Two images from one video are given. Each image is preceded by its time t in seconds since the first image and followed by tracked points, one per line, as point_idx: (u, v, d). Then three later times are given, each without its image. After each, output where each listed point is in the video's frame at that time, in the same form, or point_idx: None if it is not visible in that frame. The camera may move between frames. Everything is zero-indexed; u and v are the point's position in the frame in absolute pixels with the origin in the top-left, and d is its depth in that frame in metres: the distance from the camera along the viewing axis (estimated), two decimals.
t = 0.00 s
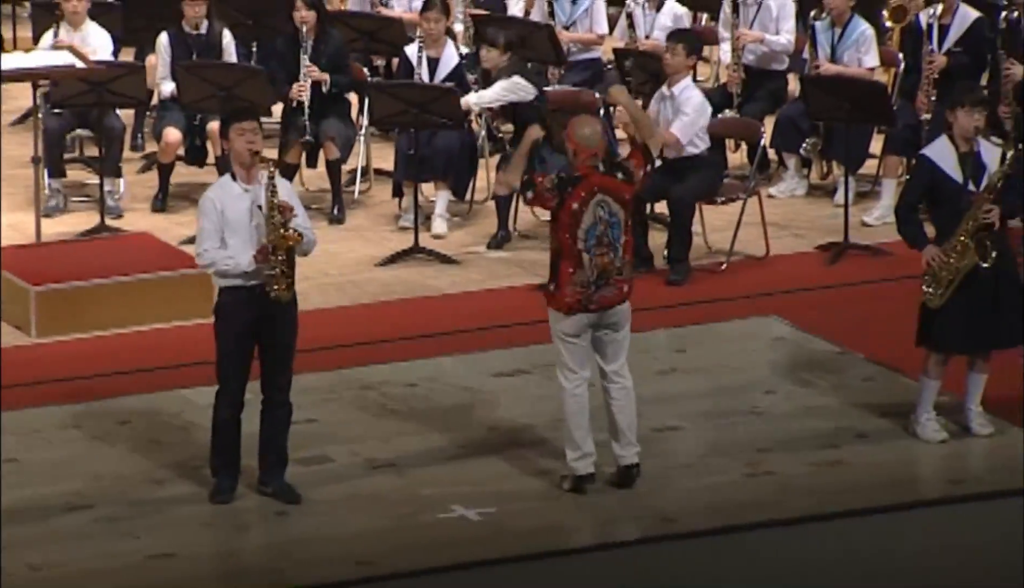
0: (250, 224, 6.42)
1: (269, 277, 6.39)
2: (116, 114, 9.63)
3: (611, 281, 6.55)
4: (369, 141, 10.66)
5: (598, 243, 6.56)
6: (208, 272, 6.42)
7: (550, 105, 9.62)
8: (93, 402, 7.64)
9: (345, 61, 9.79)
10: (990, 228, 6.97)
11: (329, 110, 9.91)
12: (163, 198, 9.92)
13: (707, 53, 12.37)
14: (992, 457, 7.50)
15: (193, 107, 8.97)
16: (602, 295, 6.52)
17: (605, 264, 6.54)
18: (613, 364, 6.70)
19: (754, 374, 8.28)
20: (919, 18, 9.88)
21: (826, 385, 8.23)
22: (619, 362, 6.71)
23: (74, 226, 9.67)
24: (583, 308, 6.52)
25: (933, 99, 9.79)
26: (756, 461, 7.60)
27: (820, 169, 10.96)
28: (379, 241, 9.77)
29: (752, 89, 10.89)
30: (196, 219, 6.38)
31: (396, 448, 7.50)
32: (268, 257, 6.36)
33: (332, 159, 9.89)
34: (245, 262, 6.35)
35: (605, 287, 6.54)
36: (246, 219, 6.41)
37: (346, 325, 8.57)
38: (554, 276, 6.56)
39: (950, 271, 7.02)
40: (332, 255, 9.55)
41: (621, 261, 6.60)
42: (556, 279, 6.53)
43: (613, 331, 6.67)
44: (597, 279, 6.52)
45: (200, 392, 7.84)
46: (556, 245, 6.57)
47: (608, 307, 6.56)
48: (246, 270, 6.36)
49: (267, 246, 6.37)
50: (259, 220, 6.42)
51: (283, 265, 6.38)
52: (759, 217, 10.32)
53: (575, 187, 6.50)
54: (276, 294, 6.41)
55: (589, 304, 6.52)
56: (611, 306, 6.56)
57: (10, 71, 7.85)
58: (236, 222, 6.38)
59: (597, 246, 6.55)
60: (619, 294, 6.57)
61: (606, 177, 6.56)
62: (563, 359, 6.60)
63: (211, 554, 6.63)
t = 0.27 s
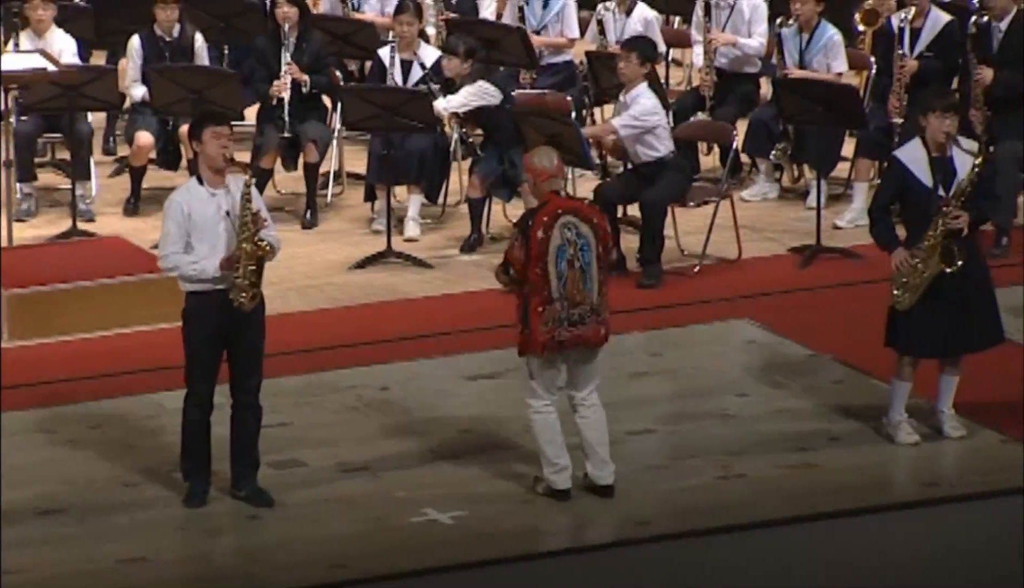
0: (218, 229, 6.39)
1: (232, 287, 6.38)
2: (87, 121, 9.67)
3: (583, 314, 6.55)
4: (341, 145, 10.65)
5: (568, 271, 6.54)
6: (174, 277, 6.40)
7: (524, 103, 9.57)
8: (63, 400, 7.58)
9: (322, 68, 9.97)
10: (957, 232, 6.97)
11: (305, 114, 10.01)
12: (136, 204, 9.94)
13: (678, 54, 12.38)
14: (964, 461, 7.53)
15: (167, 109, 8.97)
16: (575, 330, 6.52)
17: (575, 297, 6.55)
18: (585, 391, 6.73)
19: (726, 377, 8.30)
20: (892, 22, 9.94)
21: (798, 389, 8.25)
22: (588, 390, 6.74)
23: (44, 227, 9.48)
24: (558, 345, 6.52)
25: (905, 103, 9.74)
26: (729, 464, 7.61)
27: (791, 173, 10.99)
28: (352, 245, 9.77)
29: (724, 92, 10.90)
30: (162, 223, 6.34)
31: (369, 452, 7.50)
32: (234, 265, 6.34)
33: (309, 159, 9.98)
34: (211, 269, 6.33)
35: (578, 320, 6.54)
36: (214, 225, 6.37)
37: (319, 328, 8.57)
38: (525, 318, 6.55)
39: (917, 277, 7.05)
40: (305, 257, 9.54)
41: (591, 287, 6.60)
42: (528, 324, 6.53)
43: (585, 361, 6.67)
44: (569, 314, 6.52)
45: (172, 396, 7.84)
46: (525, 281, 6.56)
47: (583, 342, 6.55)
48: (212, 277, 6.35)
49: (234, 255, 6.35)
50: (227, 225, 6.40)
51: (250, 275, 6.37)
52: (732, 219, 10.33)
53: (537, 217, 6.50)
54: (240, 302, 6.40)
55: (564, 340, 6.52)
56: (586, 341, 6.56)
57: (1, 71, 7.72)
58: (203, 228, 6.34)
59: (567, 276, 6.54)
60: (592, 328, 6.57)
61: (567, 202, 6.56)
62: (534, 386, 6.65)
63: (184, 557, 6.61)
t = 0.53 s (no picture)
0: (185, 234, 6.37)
1: (200, 292, 6.38)
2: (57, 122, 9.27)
3: (556, 308, 6.57)
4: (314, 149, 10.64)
5: (542, 263, 6.55)
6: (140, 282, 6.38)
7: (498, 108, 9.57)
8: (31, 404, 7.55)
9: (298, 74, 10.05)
10: (925, 239, 6.98)
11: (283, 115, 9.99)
12: (108, 204, 9.75)
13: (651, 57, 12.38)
14: (936, 464, 7.54)
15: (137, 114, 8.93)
16: (549, 323, 6.54)
17: (548, 289, 6.57)
18: (558, 387, 6.71)
19: (699, 380, 8.31)
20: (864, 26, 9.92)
21: (770, 391, 8.26)
22: (562, 385, 6.71)
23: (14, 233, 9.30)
24: (533, 339, 6.52)
25: (877, 106, 9.77)
26: (702, 468, 7.62)
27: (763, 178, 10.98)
28: (325, 249, 9.77)
29: (697, 96, 10.91)
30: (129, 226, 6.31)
31: (341, 456, 7.50)
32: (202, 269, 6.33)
33: (290, 163, 10.00)
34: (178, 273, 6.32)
35: (551, 314, 6.56)
36: (181, 229, 6.35)
37: (291, 332, 8.56)
38: (498, 311, 6.57)
39: (886, 281, 7.06)
40: (278, 261, 9.53)
41: (562, 281, 6.62)
42: (502, 316, 6.55)
43: (559, 356, 6.66)
44: (542, 306, 6.55)
45: (143, 401, 7.82)
46: (499, 273, 6.57)
47: (556, 336, 6.56)
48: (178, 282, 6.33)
49: (201, 260, 6.34)
50: (194, 230, 6.38)
51: (217, 280, 6.37)
52: (705, 223, 10.34)
53: (512, 207, 6.51)
54: (206, 308, 6.40)
55: (538, 333, 6.52)
56: (560, 335, 6.57)
57: None
58: (171, 233, 6.32)
59: (540, 267, 6.55)
60: (565, 321, 6.59)
61: (542, 192, 6.57)
62: (510, 379, 6.64)
63: (156, 563, 6.61)
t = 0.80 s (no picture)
0: (158, 234, 6.37)
1: (179, 288, 6.38)
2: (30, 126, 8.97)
3: (528, 314, 6.56)
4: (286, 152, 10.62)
5: (513, 270, 6.55)
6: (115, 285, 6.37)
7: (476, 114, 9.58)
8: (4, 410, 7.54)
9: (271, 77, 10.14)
10: (909, 239, 7.04)
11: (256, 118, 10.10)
12: (82, 211, 9.68)
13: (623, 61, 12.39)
14: (908, 467, 7.55)
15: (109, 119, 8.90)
16: (521, 329, 6.54)
17: (520, 296, 6.56)
18: (527, 390, 6.71)
19: (671, 384, 8.31)
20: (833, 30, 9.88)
21: (743, 394, 8.26)
22: (531, 388, 6.71)
23: None
24: (504, 345, 6.53)
25: (848, 110, 9.77)
26: (675, 471, 7.62)
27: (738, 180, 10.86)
28: (299, 253, 9.75)
29: (669, 99, 10.90)
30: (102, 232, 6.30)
31: (315, 459, 7.49)
32: (178, 268, 6.32)
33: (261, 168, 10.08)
34: (154, 272, 6.31)
35: (523, 321, 6.55)
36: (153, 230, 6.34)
37: (264, 336, 8.55)
38: (470, 318, 6.58)
39: (871, 282, 7.06)
40: (252, 265, 9.51)
41: (535, 288, 6.61)
42: (474, 322, 6.56)
43: (531, 359, 6.66)
44: (514, 313, 6.54)
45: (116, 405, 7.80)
46: (471, 280, 6.57)
47: (527, 342, 6.57)
48: (156, 282, 6.33)
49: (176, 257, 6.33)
50: (166, 230, 6.37)
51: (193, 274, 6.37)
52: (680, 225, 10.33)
53: (484, 214, 6.50)
54: (187, 304, 6.41)
55: (509, 340, 6.52)
56: (531, 341, 6.58)
57: None
58: (143, 234, 6.32)
59: (512, 274, 6.54)
60: (536, 327, 6.59)
61: (514, 199, 6.56)
62: (482, 381, 6.64)
63: (130, 566, 6.59)
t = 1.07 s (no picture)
0: (123, 243, 6.35)
1: (142, 299, 6.36)
2: None
3: (497, 319, 6.58)
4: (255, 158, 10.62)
5: (483, 275, 6.56)
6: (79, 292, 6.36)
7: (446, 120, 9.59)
8: None
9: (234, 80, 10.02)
10: (878, 241, 7.09)
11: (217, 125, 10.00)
12: (48, 217, 9.66)
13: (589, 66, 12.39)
14: (876, 472, 7.57)
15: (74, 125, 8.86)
16: (492, 333, 6.55)
17: (490, 300, 6.57)
18: (491, 393, 6.71)
19: (639, 390, 8.32)
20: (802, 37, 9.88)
21: (711, 400, 8.27)
22: (495, 390, 6.72)
23: None
24: (475, 350, 6.54)
25: (815, 118, 9.72)
26: (643, 477, 7.62)
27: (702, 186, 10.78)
28: (267, 259, 9.74)
29: (637, 105, 10.91)
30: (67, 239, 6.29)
31: (283, 466, 7.48)
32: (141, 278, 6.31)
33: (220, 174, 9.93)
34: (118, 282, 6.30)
35: (493, 325, 6.57)
36: (119, 239, 6.33)
37: (230, 342, 8.54)
38: (439, 324, 6.55)
39: (843, 288, 7.06)
40: (219, 271, 9.50)
41: (502, 292, 6.63)
42: (444, 327, 6.53)
43: (496, 362, 6.69)
44: (484, 317, 6.55)
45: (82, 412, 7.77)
46: (440, 286, 6.54)
47: (497, 346, 6.59)
48: (119, 292, 6.32)
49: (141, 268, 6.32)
50: (132, 239, 6.36)
51: (156, 286, 6.35)
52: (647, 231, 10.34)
53: (453, 219, 6.50)
54: (149, 316, 6.38)
55: (481, 344, 6.53)
56: (500, 345, 6.60)
57: None
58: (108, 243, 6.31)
59: (483, 278, 6.56)
60: (504, 331, 6.61)
61: (481, 204, 6.58)
62: (451, 387, 6.62)
63: (98, 573, 6.58)
